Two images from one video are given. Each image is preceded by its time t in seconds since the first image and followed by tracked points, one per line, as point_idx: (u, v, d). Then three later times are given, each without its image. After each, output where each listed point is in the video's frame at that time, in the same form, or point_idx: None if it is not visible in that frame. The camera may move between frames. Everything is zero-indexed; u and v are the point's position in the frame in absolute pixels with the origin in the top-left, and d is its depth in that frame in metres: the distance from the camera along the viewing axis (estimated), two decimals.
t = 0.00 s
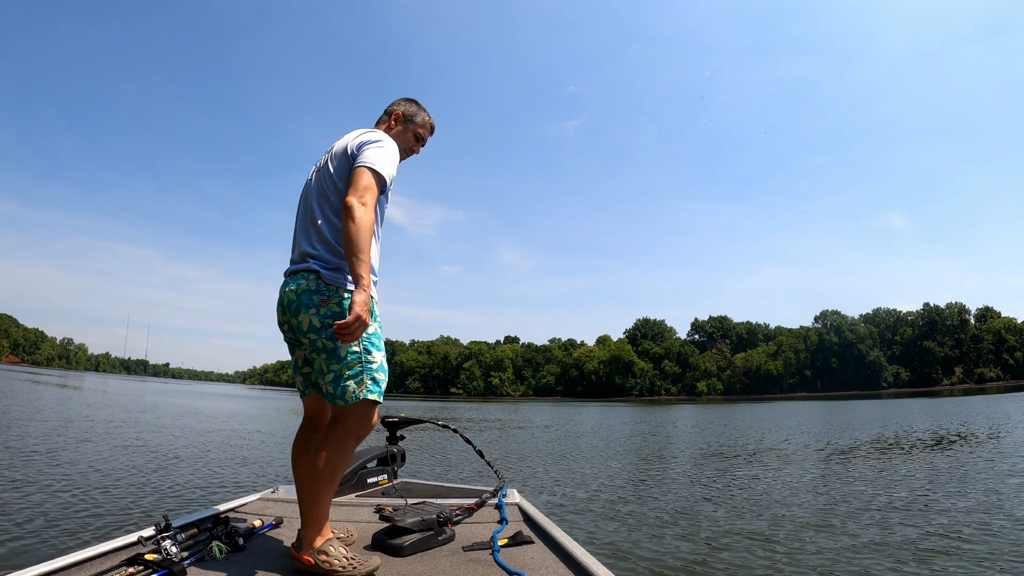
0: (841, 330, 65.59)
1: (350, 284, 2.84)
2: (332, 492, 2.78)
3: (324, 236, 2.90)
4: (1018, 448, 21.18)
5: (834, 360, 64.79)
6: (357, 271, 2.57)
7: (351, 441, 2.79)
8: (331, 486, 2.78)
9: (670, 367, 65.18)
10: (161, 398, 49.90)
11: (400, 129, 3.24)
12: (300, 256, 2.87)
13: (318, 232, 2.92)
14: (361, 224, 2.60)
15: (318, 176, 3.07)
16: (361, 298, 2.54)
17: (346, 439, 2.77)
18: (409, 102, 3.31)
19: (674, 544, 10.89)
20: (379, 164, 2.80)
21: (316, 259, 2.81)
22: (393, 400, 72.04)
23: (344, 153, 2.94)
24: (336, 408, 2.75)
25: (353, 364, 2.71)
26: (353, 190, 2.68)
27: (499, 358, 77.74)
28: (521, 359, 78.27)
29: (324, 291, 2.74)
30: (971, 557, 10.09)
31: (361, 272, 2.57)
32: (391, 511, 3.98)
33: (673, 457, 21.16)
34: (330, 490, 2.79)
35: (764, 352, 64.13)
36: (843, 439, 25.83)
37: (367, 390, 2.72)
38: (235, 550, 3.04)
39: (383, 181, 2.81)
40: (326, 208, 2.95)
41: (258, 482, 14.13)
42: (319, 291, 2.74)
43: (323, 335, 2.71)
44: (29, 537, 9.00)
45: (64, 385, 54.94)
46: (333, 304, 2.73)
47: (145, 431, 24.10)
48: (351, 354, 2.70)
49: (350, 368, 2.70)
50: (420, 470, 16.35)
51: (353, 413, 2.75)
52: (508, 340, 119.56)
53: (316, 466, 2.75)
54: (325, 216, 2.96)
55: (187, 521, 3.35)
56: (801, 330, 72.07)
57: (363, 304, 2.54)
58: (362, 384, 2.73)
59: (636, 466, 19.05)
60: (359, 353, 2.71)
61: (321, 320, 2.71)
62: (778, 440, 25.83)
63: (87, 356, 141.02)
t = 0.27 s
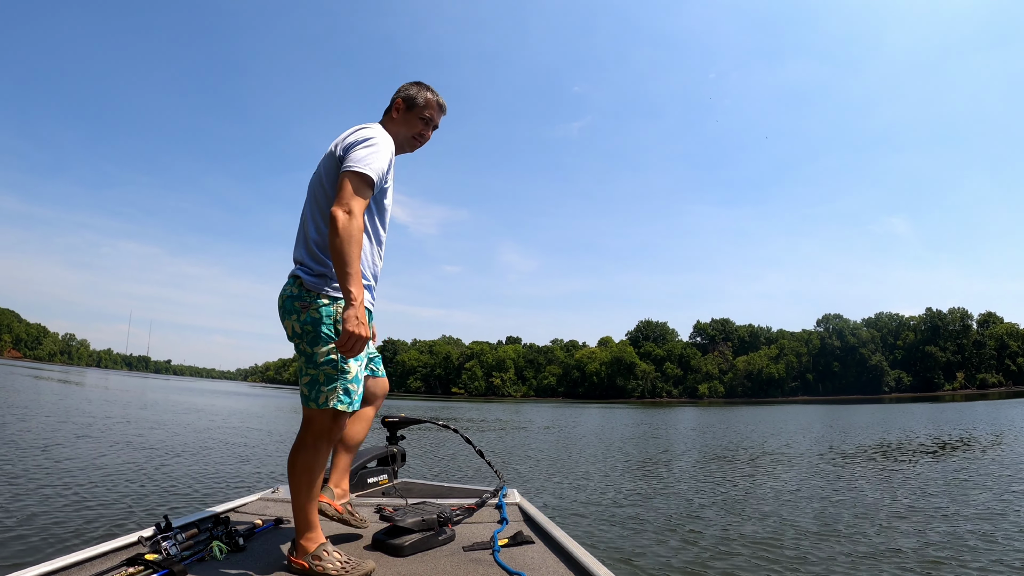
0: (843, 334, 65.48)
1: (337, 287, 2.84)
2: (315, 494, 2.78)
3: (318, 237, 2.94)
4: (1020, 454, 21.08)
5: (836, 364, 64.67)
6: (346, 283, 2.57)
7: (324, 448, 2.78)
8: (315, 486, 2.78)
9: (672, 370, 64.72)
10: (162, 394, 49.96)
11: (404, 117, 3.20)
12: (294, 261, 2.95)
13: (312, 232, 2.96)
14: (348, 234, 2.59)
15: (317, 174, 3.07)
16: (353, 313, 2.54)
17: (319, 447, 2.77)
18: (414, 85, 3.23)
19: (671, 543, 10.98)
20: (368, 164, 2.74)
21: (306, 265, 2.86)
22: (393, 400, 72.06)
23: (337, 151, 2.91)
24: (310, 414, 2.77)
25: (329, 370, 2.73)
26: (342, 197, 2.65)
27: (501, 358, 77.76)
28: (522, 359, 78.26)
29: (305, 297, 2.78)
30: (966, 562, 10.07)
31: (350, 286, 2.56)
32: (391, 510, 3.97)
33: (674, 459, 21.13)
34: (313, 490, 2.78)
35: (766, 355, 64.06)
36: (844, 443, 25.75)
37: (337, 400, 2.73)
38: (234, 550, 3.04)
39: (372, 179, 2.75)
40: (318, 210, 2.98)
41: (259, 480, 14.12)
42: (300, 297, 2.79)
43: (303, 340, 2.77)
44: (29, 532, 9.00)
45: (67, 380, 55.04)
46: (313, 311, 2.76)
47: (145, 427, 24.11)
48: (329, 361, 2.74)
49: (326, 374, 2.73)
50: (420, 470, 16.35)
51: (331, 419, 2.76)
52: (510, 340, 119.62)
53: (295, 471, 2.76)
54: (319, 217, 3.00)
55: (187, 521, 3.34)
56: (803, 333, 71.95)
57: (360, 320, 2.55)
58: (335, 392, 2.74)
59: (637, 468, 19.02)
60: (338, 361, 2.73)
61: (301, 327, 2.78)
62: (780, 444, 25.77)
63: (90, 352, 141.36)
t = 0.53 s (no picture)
0: (844, 332, 65.48)
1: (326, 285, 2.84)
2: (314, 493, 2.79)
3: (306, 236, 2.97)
4: None
5: (837, 361, 64.62)
6: (325, 279, 2.58)
7: (322, 447, 2.80)
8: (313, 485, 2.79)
9: (674, 370, 64.49)
10: (163, 398, 50.02)
11: (396, 109, 3.19)
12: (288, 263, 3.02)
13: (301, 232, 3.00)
14: (325, 228, 2.61)
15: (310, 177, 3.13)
16: (330, 306, 2.52)
17: (316, 446, 2.78)
18: (404, 75, 3.22)
19: (670, 543, 10.96)
20: (346, 160, 2.77)
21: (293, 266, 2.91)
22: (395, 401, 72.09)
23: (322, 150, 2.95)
24: (307, 412, 2.79)
25: (325, 369, 2.74)
26: (322, 193, 2.69)
27: (501, 359, 77.79)
28: (523, 360, 78.27)
29: (297, 298, 2.82)
30: (969, 562, 9.95)
31: (327, 280, 2.57)
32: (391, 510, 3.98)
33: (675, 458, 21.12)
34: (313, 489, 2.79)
35: (767, 354, 63.96)
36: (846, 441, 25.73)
37: (335, 397, 2.74)
38: (234, 550, 3.05)
39: (349, 174, 2.77)
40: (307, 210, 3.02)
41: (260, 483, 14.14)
42: (293, 299, 2.84)
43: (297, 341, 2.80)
44: (31, 537, 9.02)
45: (68, 385, 55.08)
46: (305, 311, 2.79)
47: (146, 431, 24.15)
48: (323, 361, 2.73)
49: (321, 373, 2.74)
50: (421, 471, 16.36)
51: (327, 416, 2.77)
52: (511, 342, 119.64)
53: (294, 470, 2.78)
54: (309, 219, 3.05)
55: (187, 521, 3.36)
56: (804, 332, 71.94)
57: (338, 311, 2.53)
58: (331, 390, 2.75)
59: (639, 467, 19.01)
60: (332, 359, 2.74)
61: (296, 327, 2.80)
62: (781, 442, 25.76)
63: (91, 357, 141.45)
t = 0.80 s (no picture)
0: (843, 328, 65.59)
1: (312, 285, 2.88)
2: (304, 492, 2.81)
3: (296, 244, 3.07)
4: None
5: (837, 357, 64.67)
6: (293, 278, 2.65)
7: (308, 445, 2.83)
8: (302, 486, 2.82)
9: (674, 368, 64.52)
10: (164, 403, 50.01)
11: (373, 105, 3.23)
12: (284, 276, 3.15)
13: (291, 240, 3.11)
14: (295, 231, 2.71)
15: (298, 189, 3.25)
16: (295, 305, 2.58)
17: (303, 444, 2.82)
18: (379, 71, 3.25)
19: (670, 542, 10.97)
20: (313, 161, 2.85)
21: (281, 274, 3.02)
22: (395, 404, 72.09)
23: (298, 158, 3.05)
24: (295, 410, 2.82)
25: (311, 367, 2.77)
26: (291, 200, 2.82)
27: (502, 360, 77.82)
28: (523, 360, 78.32)
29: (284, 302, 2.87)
30: (968, 558, 9.90)
31: (294, 279, 2.64)
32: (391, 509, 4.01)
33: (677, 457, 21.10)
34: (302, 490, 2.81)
35: (767, 350, 64.06)
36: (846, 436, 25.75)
37: (320, 396, 2.75)
38: (234, 550, 3.07)
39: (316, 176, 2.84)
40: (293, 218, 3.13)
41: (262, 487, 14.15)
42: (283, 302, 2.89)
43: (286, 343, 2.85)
44: (33, 544, 9.03)
45: (67, 392, 54.97)
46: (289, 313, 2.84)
47: (147, 437, 24.17)
48: (309, 360, 2.76)
49: (308, 371, 2.77)
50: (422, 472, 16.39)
51: (313, 415, 2.80)
52: (511, 342, 119.77)
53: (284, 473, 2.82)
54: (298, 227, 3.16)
55: (187, 521, 3.37)
56: (803, 328, 72.05)
57: (301, 308, 2.58)
58: (316, 389, 2.76)
59: (640, 466, 18.99)
60: (318, 358, 2.77)
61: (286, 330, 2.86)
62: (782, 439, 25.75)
63: (90, 364, 141.21)
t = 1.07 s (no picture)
0: (843, 328, 65.59)
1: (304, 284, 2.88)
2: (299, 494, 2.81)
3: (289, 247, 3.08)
4: None
5: (837, 357, 64.62)
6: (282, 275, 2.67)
7: (298, 445, 2.83)
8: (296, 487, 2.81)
9: (674, 368, 64.53)
10: (163, 403, 50.03)
11: (363, 103, 3.24)
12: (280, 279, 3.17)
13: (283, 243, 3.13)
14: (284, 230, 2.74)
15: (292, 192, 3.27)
16: (282, 301, 2.61)
17: (293, 444, 2.82)
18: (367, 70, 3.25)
19: (669, 542, 10.94)
20: (301, 160, 2.87)
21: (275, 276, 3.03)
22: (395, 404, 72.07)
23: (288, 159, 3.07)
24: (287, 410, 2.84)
25: (301, 367, 2.77)
26: (281, 199, 2.85)
27: (501, 360, 77.80)
28: (523, 360, 78.31)
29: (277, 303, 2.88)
30: (970, 558, 9.86)
31: (282, 276, 2.67)
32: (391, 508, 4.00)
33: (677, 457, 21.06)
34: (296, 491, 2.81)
35: (767, 350, 64.04)
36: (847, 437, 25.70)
37: (309, 397, 2.76)
38: (234, 550, 3.07)
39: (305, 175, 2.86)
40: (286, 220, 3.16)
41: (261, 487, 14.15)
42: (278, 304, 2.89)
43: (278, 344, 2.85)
44: (32, 544, 9.03)
45: (66, 392, 54.97)
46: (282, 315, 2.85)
47: (146, 437, 24.20)
48: (299, 360, 2.77)
49: (297, 372, 2.77)
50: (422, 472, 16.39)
51: (304, 415, 2.81)
52: (511, 343, 119.69)
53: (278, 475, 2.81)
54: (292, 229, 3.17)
55: (188, 521, 3.37)
56: (803, 328, 72.07)
57: (288, 306, 2.61)
58: (306, 389, 2.77)
59: (640, 466, 18.94)
60: (307, 358, 2.77)
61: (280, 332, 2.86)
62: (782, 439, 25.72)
63: (89, 364, 141.13)
